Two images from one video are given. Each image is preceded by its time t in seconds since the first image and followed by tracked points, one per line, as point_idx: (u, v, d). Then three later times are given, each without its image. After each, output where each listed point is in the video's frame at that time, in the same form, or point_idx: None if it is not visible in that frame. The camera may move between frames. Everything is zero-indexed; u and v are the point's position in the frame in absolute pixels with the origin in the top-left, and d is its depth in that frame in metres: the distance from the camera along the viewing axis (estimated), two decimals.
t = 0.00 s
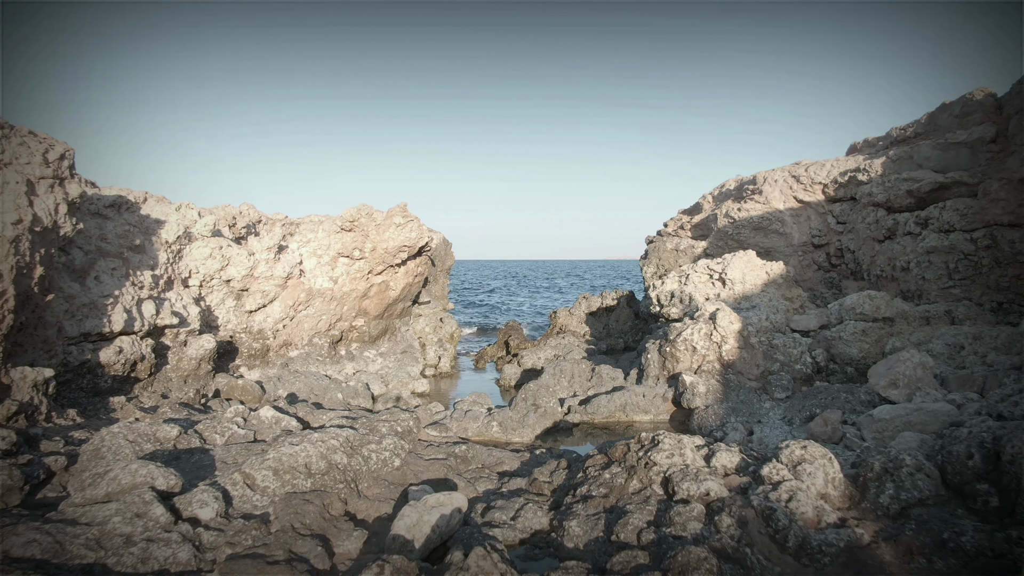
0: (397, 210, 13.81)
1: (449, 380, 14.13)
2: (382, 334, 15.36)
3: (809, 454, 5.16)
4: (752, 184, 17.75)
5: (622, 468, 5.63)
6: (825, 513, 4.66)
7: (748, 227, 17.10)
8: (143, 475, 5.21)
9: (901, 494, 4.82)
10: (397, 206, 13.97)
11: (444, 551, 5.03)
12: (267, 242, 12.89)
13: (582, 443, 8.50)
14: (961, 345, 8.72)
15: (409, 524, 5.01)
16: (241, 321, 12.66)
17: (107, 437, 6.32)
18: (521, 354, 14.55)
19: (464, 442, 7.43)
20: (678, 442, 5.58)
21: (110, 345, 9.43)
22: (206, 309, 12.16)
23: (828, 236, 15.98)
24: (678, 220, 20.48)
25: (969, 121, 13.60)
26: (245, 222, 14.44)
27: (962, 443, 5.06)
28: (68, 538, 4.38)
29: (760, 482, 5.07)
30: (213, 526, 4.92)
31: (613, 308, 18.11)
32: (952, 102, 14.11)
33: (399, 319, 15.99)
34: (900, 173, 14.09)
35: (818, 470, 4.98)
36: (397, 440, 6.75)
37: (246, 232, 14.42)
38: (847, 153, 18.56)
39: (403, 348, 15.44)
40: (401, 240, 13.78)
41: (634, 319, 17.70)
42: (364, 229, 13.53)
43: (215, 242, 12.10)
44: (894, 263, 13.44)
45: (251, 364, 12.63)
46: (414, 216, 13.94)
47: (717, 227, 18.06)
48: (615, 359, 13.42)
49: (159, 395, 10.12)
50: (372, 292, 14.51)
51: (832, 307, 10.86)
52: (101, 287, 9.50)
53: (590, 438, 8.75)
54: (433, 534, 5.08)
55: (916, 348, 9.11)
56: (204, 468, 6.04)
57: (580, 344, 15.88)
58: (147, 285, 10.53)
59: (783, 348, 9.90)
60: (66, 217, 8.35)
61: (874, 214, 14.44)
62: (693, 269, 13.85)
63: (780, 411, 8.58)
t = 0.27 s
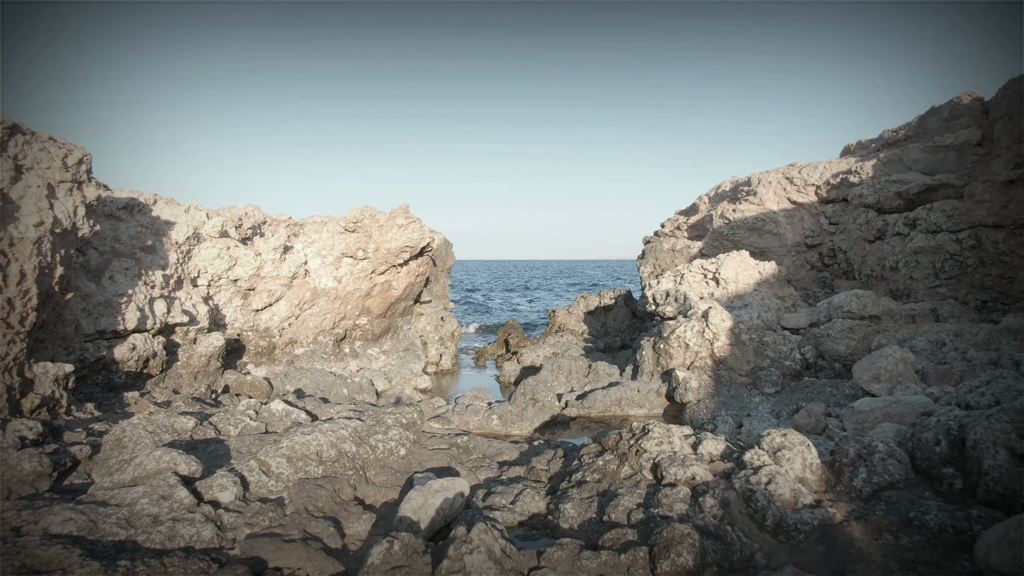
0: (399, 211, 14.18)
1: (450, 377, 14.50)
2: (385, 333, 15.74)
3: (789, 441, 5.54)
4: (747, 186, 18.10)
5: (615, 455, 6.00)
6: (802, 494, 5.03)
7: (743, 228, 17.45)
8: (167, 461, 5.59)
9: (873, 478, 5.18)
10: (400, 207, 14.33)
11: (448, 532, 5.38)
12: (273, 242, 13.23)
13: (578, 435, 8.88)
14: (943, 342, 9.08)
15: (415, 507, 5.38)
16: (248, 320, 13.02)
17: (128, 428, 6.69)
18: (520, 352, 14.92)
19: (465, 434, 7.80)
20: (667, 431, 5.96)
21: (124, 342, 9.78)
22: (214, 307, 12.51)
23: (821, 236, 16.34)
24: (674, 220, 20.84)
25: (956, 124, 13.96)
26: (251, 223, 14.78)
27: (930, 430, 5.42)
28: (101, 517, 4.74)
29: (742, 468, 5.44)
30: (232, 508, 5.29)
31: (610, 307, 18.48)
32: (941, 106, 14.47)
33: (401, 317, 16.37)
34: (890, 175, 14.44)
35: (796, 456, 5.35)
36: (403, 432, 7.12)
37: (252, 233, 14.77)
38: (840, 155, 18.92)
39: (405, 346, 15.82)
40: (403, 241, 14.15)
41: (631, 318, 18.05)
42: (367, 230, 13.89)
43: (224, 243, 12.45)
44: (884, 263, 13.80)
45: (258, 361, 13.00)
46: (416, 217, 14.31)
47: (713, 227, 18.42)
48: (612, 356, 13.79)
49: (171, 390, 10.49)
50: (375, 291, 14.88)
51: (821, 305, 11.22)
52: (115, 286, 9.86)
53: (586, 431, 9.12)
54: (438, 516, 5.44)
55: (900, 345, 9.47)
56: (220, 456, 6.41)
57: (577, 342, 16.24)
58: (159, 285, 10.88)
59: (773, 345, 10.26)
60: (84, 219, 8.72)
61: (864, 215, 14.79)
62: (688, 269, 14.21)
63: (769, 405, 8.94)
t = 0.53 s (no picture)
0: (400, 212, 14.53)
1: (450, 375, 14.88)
2: (387, 331, 16.12)
3: (768, 430, 5.93)
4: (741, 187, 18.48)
5: (606, 444, 6.38)
6: (778, 478, 5.41)
7: (737, 228, 17.83)
8: (186, 449, 5.97)
9: (845, 463, 5.56)
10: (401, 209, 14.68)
11: (449, 514, 5.75)
12: (278, 243, 13.58)
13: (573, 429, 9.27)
14: (924, 339, 9.45)
15: (418, 492, 5.74)
16: (254, 318, 13.39)
17: (145, 420, 7.08)
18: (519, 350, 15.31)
19: (465, 426, 8.19)
20: (654, 421, 6.34)
21: (136, 339, 10.14)
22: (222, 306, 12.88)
23: (813, 237, 16.71)
24: (670, 221, 21.22)
25: (944, 127, 14.33)
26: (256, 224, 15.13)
27: (900, 420, 5.80)
28: (127, 499, 5.11)
29: (725, 455, 5.83)
30: (248, 492, 5.66)
31: (607, 306, 18.85)
32: (929, 109, 14.84)
33: (403, 316, 16.74)
34: (879, 177, 14.81)
35: (775, 443, 5.74)
36: (406, 424, 7.50)
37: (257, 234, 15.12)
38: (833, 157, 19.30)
39: (406, 344, 16.21)
40: (405, 242, 14.51)
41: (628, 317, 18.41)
42: (370, 231, 14.24)
43: (230, 244, 12.80)
44: (873, 263, 14.17)
45: (263, 359, 13.39)
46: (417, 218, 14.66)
47: (707, 228, 18.79)
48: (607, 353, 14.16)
49: (182, 386, 10.87)
50: (377, 290, 15.25)
51: (809, 304, 11.59)
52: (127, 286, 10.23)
53: (581, 424, 9.50)
54: (440, 500, 5.82)
55: (883, 342, 9.84)
56: (234, 446, 6.79)
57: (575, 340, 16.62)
58: (168, 284, 11.25)
59: (762, 343, 10.62)
60: (99, 221, 9.09)
61: (855, 217, 15.16)
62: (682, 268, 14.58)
63: (757, 399, 9.31)
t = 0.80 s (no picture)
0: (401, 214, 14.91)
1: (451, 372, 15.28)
2: (388, 330, 16.53)
3: (748, 420, 6.33)
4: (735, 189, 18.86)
5: (598, 434, 6.78)
6: (757, 464, 5.82)
7: (731, 229, 18.21)
8: (202, 438, 6.37)
9: (820, 451, 5.95)
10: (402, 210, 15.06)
11: (450, 498, 6.15)
12: (283, 244, 13.96)
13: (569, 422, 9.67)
14: (905, 336, 9.84)
15: (420, 478, 6.14)
16: (260, 317, 13.78)
17: (161, 412, 7.47)
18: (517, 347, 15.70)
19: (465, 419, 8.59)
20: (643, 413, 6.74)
21: (147, 337, 10.53)
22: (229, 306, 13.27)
23: (805, 237, 17.09)
24: (666, 222, 21.61)
25: (930, 131, 14.72)
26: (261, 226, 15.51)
27: (872, 410, 6.20)
28: (150, 483, 5.51)
29: (708, 443, 6.23)
30: (261, 478, 6.06)
31: (604, 305, 19.23)
32: (917, 113, 15.24)
33: (404, 315, 17.14)
34: (869, 179, 15.19)
35: (754, 432, 6.15)
36: (409, 417, 7.90)
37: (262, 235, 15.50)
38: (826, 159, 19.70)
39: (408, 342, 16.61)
40: (406, 242, 14.89)
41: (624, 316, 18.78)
42: (372, 232, 14.62)
43: (237, 245, 13.18)
44: (862, 263, 14.55)
45: (269, 356, 13.79)
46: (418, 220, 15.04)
47: (702, 229, 19.18)
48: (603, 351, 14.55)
49: (191, 382, 11.27)
50: (379, 290, 15.64)
51: (797, 303, 11.97)
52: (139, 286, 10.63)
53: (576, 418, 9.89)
54: (441, 486, 6.21)
55: (866, 339, 10.23)
56: (247, 437, 7.19)
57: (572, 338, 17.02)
58: (178, 284, 11.64)
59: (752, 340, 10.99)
60: (113, 223, 9.49)
61: (844, 218, 15.55)
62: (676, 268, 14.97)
63: (745, 394, 9.70)
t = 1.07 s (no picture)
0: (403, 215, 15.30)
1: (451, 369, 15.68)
2: (390, 328, 16.94)
3: (732, 411, 6.74)
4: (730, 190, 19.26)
5: (591, 425, 7.19)
6: (737, 452, 6.22)
7: (725, 229, 18.61)
8: (218, 428, 6.78)
9: (798, 439, 6.35)
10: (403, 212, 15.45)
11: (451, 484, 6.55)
12: (288, 244, 14.32)
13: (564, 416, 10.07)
14: (888, 333, 10.22)
15: (423, 465, 6.54)
16: (266, 316, 14.17)
17: (176, 405, 7.87)
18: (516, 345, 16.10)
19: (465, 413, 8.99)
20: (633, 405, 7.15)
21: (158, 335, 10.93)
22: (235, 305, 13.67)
23: (797, 238, 17.48)
24: (663, 223, 22.00)
25: (918, 134, 15.11)
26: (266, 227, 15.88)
27: (847, 402, 6.59)
28: (171, 468, 5.90)
29: (693, 433, 6.63)
30: (273, 465, 6.46)
31: (602, 304, 19.62)
32: (905, 117, 15.64)
33: (405, 314, 17.53)
34: (859, 182, 15.58)
35: (736, 422, 6.56)
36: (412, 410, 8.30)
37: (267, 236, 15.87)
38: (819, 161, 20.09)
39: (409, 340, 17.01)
40: (407, 243, 15.28)
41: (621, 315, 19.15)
42: (374, 233, 15.00)
43: (243, 246, 13.56)
44: (851, 263, 14.94)
45: (274, 354, 14.19)
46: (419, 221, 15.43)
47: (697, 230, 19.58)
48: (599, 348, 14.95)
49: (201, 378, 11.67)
50: (381, 289, 16.03)
51: (787, 302, 12.37)
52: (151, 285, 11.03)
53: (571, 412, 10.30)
54: (443, 473, 6.62)
55: (851, 336, 10.61)
56: (258, 428, 7.60)
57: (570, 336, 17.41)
58: (187, 283, 12.03)
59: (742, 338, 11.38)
60: (127, 225, 9.88)
61: (835, 219, 15.94)
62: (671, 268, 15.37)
63: (734, 389, 10.10)
